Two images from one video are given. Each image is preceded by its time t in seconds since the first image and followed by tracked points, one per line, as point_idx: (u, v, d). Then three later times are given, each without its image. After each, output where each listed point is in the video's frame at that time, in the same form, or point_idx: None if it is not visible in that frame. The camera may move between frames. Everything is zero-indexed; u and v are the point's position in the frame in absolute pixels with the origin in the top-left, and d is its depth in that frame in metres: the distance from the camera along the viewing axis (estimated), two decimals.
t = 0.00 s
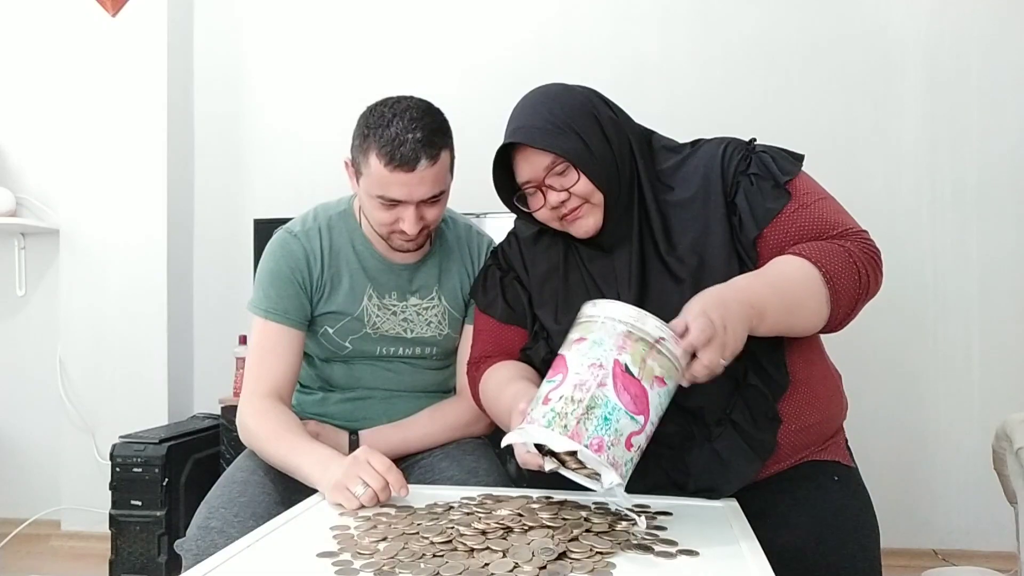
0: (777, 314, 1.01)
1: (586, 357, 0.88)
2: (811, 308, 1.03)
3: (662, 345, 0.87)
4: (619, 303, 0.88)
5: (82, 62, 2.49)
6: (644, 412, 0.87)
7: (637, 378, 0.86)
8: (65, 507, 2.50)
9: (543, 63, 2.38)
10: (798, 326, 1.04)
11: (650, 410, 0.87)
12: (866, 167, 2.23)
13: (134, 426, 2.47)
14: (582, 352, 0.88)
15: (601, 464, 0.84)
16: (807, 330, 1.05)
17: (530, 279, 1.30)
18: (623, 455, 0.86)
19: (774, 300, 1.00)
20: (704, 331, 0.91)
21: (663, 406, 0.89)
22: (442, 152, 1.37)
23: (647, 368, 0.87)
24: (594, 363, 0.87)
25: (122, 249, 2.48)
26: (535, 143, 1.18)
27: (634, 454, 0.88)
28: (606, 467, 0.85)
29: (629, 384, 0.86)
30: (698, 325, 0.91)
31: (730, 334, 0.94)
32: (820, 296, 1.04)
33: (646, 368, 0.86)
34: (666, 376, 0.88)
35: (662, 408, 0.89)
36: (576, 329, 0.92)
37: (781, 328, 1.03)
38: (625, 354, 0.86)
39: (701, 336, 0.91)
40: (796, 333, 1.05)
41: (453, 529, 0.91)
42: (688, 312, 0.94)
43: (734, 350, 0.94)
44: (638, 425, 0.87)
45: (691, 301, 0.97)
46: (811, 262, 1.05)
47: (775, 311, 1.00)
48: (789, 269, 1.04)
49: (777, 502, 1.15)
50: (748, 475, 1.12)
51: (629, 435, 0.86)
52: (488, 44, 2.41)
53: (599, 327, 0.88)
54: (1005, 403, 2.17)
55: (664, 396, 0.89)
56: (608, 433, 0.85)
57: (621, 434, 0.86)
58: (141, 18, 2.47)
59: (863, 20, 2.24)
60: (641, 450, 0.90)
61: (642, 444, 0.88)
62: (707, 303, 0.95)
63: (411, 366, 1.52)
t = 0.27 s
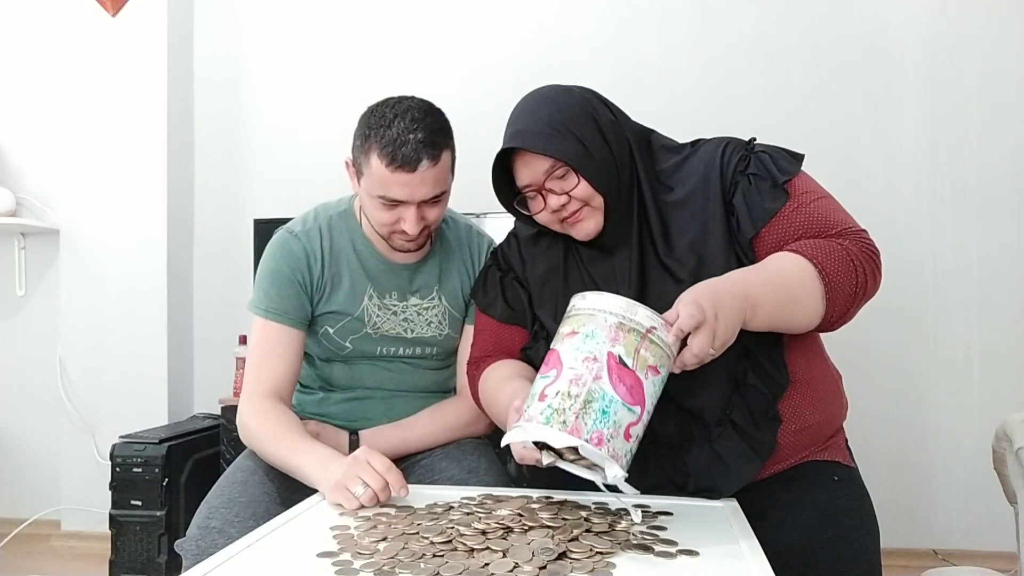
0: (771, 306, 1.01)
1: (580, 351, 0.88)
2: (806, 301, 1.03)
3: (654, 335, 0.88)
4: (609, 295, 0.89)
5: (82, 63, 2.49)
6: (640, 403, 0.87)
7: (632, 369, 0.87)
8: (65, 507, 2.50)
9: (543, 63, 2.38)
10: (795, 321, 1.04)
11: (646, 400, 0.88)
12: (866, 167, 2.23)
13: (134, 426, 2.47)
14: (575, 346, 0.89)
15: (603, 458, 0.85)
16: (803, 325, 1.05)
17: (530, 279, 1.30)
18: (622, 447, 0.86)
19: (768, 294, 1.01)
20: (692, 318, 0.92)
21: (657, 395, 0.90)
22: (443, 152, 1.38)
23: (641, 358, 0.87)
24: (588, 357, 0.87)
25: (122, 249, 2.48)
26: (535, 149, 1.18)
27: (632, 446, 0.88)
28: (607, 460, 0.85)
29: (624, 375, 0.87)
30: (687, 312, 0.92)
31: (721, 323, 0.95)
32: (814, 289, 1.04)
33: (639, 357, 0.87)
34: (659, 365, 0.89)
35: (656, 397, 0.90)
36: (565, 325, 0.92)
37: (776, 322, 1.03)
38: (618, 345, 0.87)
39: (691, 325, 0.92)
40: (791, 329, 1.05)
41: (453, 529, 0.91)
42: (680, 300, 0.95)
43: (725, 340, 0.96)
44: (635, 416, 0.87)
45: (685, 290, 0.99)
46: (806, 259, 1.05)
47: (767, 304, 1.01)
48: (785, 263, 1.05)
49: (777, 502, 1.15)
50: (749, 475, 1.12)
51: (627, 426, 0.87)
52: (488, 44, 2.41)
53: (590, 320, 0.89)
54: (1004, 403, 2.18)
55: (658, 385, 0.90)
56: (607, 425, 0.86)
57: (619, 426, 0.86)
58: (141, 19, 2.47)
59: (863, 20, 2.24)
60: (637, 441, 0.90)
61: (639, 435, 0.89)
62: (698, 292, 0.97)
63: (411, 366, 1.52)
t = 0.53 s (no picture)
0: (771, 303, 1.01)
1: (579, 354, 0.88)
2: (805, 299, 1.03)
3: (653, 334, 0.88)
4: (606, 295, 0.89)
5: (83, 63, 2.49)
6: (642, 403, 0.88)
7: (633, 370, 0.87)
8: (65, 507, 2.50)
9: (543, 62, 2.38)
10: (795, 319, 1.04)
11: (648, 400, 0.88)
12: (866, 166, 2.23)
13: (134, 426, 2.47)
14: (574, 349, 0.89)
15: (607, 462, 0.85)
16: (803, 324, 1.05)
17: (530, 280, 1.30)
18: (626, 449, 0.87)
19: (768, 291, 1.01)
20: (692, 315, 0.92)
21: (659, 393, 0.91)
22: (444, 153, 1.38)
23: (641, 358, 0.88)
24: (588, 360, 0.88)
25: (122, 249, 2.48)
26: (534, 150, 1.17)
27: (635, 447, 0.89)
28: (611, 463, 0.86)
29: (625, 376, 0.87)
30: (687, 309, 0.92)
31: (721, 319, 0.95)
32: (814, 286, 1.03)
33: (639, 358, 0.87)
34: (660, 363, 0.89)
35: (658, 396, 0.90)
36: (564, 326, 0.92)
37: (776, 320, 1.03)
38: (618, 346, 0.87)
39: (691, 322, 0.92)
40: (792, 327, 1.05)
41: (453, 529, 0.91)
42: (679, 296, 0.95)
43: (725, 336, 0.96)
44: (637, 417, 0.88)
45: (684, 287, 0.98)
46: (806, 257, 1.05)
47: (768, 301, 1.01)
48: (785, 261, 1.05)
49: (777, 502, 1.15)
50: (749, 475, 1.12)
51: (630, 428, 0.87)
52: (488, 43, 2.41)
53: (588, 321, 0.89)
54: (1004, 403, 2.18)
55: (660, 384, 0.90)
56: (610, 429, 0.86)
57: (622, 429, 0.87)
58: (141, 19, 2.47)
59: (863, 20, 2.24)
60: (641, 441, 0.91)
61: (642, 435, 0.90)
62: (698, 288, 0.96)
63: (411, 366, 1.52)
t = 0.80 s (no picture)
0: (764, 291, 1.01)
1: (570, 344, 0.89)
2: (800, 292, 1.03)
3: (643, 315, 0.88)
4: (593, 282, 0.90)
5: (83, 63, 2.49)
6: (638, 387, 0.87)
7: (624, 354, 0.87)
8: (65, 508, 2.50)
9: (543, 62, 2.38)
10: (792, 312, 1.03)
11: (644, 384, 0.88)
12: (866, 166, 2.23)
13: (134, 426, 2.47)
14: (566, 340, 0.90)
15: (605, 449, 0.85)
16: (800, 318, 1.05)
17: (530, 280, 1.30)
18: (625, 434, 0.87)
19: (764, 280, 1.01)
20: (680, 298, 0.92)
21: (657, 376, 0.90)
22: (444, 152, 1.38)
23: (632, 342, 0.87)
24: (579, 350, 0.88)
25: (122, 249, 2.48)
26: (530, 153, 1.17)
27: (636, 432, 0.88)
28: (610, 450, 0.86)
29: (617, 362, 0.87)
30: (675, 291, 0.92)
31: (712, 303, 0.95)
32: (811, 282, 1.03)
33: (630, 342, 0.87)
34: (653, 345, 0.88)
35: (656, 378, 0.90)
36: (555, 319, 0.93)
37: (771, 311, 1.03)
38: (607, 333, 0.87)
39: (684, 303, 0.92)
40: (788, 319, 1.04)
41: (452, 529, 0.91)
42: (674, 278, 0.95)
43: (717, 320, 0.95)
44: (634, 402, 0.87)
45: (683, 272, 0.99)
46: (806, 252, 1.05)
47: (764, 287, 1.01)
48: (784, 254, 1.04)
49: (777, 503, 1.15)
50: (749, 474, 1.11)
51: (627, 413, 0.87)
52: (488, 43, 2.41)
53: (577, 311, 0.90)
54: (1004, 402, 2.17)
55: (656, 366, 0.89)
56: (606, 416, 0.86)
57: (619, 415, 0.86)
58: (141, 19, 2.47)
59: (863, 20, 2.24)
60: (644, 425, 0.90)
61: (643, 420, 0.89)
62: (692, 271, 0.96)
63: (411, 366, 1.52)
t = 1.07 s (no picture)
0: (768, 303, 0.98)
1: (557, 370, 0.89)
2: (799, 301, 1.01)
3: (635, 345, 0.85)
4: (586, 306, 0.87)
5: (83, 63, 2.49)
6: (622, 420, 0.88)
7: (609, 390, 0.86)
8: (65, 507, 2.50)
9: (543, 62, 2.38)
10: (790, 320, 1.02)
11: (630, 415, 0.88)
12: (867, 166, 2.23)
13: (134, 426, 2.47)
14: (552, 363, 0.89)
15: (583, 483, 0.89)
16: (796, 325, 1.03)
17: (530, 279, 1.30)
18: (606, 466, 0.89)
19: (766, 287, 0.98)
20: (686, 322, 0.87)
21: (648, 401, 0.89)
22: (444, 150, 1.38)
23: (620, 375, 0.86)
24: (564, 378, 0.88)
25: (122, 248, 2.48)
26: (534, 150, 1.17)
27: (619, 460, 0.91)
28: (588, 482, 0.89)
29: (601, 397, 0.87)
30: (681, 314, 0.87)
31: (718, 322, 0.91)
32: (807, 288, 1.01)
33: (617, 376, 0.86)
34: (645, 374, 0.87)
35: (645, 405, 0.89)
36: (546, 332, 0.92)
37: (772, 319, 1.00)
38: (594, 366, 0.86)
39: (686, 327, 0.88)
40: (788, 324, 1.02)
41: (453, 529, 0.91)
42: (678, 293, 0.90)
43: (725, 339, 0.92)
44: (617, 434, 0.89)
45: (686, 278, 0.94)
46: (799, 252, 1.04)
47: (766, 297, 0.97)
48: (779, 258, 1.02)
49: (777, 502, 1.15)
50: (750, 472, 1.12)
51: (610, 446, 0.89)
52: (488, 43, 2.41)
53: (566, 335, 0.88)
54: (1004, 402, 2.17)
55: (647, 393, 0.88)
56: (585, 451, 0.88)
57: (599, 449, 0.88)
58: (141, 19, 2.47)
59: (863, 20, 2.24)
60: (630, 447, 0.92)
61: (629, 445, 0.91)
62: (698, 286, 0.91)
63: (412, 366, 1.52)
